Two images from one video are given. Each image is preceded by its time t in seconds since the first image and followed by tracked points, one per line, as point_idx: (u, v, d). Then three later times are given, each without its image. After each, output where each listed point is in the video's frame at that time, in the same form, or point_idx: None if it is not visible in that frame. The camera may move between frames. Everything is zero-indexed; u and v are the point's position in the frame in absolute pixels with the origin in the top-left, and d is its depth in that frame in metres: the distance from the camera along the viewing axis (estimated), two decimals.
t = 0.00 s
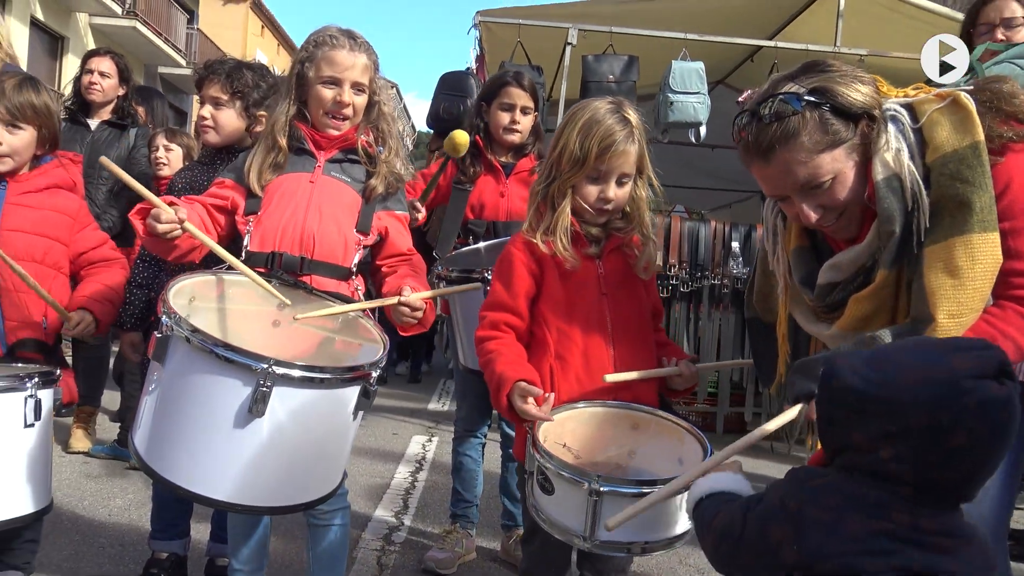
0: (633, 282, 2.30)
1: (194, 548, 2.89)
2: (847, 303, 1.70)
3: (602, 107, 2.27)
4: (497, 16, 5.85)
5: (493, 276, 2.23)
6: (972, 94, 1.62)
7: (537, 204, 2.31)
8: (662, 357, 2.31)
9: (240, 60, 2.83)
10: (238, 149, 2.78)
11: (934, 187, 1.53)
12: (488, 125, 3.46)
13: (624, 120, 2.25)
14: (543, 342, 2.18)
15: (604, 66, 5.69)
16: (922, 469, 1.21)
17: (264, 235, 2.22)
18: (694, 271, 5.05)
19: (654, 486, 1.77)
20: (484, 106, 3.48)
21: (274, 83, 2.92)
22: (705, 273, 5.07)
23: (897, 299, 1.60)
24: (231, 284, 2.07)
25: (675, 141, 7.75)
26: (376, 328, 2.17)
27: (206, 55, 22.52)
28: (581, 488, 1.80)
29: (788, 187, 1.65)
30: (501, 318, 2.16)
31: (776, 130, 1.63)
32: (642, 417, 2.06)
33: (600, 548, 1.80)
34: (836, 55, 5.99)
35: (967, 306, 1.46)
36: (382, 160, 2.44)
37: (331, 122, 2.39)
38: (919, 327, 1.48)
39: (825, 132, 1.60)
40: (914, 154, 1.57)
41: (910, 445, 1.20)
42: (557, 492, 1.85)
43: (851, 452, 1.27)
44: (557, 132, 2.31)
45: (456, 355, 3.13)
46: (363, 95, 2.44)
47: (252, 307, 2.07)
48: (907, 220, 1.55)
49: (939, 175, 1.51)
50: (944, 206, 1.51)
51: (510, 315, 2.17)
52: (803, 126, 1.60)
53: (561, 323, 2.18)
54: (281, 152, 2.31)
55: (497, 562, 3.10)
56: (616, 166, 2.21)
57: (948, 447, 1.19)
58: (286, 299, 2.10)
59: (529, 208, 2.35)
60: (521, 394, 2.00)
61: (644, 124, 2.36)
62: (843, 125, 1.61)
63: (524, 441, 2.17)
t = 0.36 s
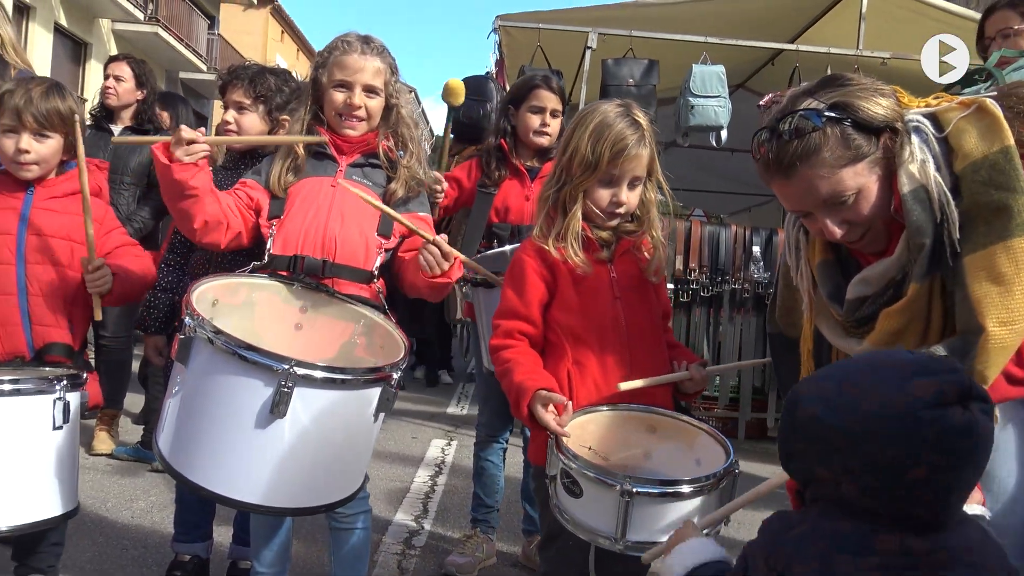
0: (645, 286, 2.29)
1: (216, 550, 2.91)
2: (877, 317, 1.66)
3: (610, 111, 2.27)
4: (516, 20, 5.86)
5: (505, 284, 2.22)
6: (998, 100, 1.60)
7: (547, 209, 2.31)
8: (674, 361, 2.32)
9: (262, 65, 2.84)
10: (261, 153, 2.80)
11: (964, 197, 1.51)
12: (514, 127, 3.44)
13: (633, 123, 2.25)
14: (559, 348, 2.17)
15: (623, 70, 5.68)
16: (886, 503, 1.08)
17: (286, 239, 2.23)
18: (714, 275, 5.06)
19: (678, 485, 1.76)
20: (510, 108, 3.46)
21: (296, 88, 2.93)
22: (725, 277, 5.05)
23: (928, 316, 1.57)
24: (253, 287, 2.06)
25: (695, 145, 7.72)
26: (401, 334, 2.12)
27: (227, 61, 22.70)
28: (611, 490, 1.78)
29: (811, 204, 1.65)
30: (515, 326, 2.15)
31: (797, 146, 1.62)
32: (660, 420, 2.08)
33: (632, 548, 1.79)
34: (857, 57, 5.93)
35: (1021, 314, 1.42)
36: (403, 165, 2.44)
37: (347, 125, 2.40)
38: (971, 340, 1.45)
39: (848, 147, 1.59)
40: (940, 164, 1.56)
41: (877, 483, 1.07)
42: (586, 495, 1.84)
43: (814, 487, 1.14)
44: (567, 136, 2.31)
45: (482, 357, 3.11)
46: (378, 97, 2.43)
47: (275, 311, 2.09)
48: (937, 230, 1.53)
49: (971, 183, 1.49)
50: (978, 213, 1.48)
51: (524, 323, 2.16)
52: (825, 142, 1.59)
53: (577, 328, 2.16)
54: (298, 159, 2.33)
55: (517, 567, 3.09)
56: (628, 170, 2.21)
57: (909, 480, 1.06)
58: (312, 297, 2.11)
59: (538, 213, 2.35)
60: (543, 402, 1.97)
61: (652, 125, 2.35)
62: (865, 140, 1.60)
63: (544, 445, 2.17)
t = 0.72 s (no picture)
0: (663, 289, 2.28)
1: (242, 550, 2.92)
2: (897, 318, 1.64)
3: (635, 115, 2.24)
4: (539, 23, 5.86)
5: (529, 285, 2.21)
6: None
7: (572, 215, 2.28)
8: (690, 363, 2.31)
9: (290, 68, 2.87)
10: (288, 157, 2.81)
11: (993, 199, 1.48)
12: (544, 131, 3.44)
13: (661, 126, 2.23)
14: (584, 351, 2.17)
15: (647, 73, 5.67)
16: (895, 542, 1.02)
17: (314, 242, 2.24)
18: (739, 279, 5.03)
19: (709, 485, 1.77)
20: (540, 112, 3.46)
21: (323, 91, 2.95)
22: (750, 281, 5.01)
23: (949, 322, 1.55)
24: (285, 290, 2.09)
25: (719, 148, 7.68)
26: (428, 335, 2.13)
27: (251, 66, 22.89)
28: (659, 490, 1.78)
29: (835, 203, 1.62)
30: (542, 329, 2.15)
31: (822, 147, 1.60)
32: (681, 420, 2.07)
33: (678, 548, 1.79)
34: (884, 59, 5.87)
35: None
36: (430, 169, 2.45)
37: (372, 130, 2.41)
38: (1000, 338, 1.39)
39: (874, 149, 1.57)
40: (969, 166, 1.53)
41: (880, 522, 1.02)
42: (626, 496, 1.84)
43: (816, 533, 1.08)
44: (590, 139, 2.29)
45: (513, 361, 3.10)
46: (404, 102, 2.44)
47: (304, 313, 2.09)
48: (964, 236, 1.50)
49: (1003, 183, 1.44)
50: (1012, 215, 1.43)
51: (551, 325, 2.16)
52: (851, 142, 1.57)
53: (603, 329, 2.16)
54: (324, 164, 2.34)
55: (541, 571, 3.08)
56: (659, 174, 2.19)
57: (910, 520, 1.01)
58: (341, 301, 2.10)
59: (559, 221, 2.31)
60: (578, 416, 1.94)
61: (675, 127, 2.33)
62: (893, 141, 1.58)
63: (570, 448, 2.13)
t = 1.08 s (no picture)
0: (694, 292, 2.28)
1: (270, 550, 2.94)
2: (936, 317, 1.64)
3: (664, 120, 2.22)
4: (564, 25, 5.85)
5: (558, 286, 2.21)
6: None
7: (601, 218, 2.25)
8: (723, 370, 2.29)
9: (319, 72, 2.89)
10: (316, 160, 2.82)
11: None
12: (573, 133, 3.42)
13: (689, 131, 2.20)
14: (613, 353, 2.17)
15: (672, 74, 5.64)
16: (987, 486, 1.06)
17: (342, 245, 2.25)
18: (765, 281, 4.98)
19: (743, 470, 1.78)
20: (569, 115, 3.44)
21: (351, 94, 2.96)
22: (776, 283, 4.97)
23: (990, 323, 1.53)
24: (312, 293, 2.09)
25: (744, 149, 7.64)
26: (455, 339, 2.14)
27: (275, 68, 23.06)
28: (689, 475, 1.79)
29: (870, 208, 1.60)
30: (570, 332, 2.15)
31: (854, 151, 1.57)
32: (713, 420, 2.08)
33: (711, 538, 1.78)
34: (913, 58, 5.79)
35: None
36: (457, 173, 2.45)
37: (401, 136, 2.40)
38: None
39: (908, 151, 1.54)
40: (1004, 164, 1.51)
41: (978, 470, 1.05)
42: (659, 487, 1.84)
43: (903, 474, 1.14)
44: (619, 146, 2.28)
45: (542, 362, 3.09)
46: (431, 105, 2.44)
47: (330, 316, 2.09)
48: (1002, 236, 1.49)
49: None
50: None
51: (579, 328, 2.15)
52: (884, 147, 1.54)
53: (632, 330, 2.15)
54: (353, 167, 2.35)
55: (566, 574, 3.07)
56: (687, 180, 2.16)
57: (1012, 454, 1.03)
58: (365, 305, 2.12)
59: (590, 225, 2.30)
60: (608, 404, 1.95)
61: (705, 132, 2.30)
62: (927, 143, 1.55)
63: (603, 448, 2.12)
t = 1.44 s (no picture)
0: (740, 294, 2.24)
1: (296, 551, 2.95)
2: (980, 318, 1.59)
3: (708, 122, 2.21)
4: (587, 26, 5.84)
5: (601, 286, 2.21)
6: None
7: (647, 219, 2.26)
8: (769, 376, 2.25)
9: (346, 76, 2.88)
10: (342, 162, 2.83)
11: None
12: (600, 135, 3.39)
13: (730, 134, 2.19)
14: (653, 353, 2.16)
15: (697, 74, 5.61)
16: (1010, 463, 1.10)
17: (369, 248, 2.25)
18: (792, 283, 4.93)
19: (772, 490, 1.73)
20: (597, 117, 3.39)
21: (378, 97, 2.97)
22: (802, 285, 4.92)
23: None
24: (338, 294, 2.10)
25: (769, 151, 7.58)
26: (481, 340, 2.12)
27: (299, 72, 23.21)
28: (712, 491, 1.77)
29: (920, 203, 1.57)
30: (612, 330, 2.15)
31: (907, 145, 1.55)
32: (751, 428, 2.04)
33: (732, 552, 1.76)
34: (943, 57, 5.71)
35: None
36: (483, 175, 2.45)
37: (424, 136, 2.39)
38: None
39: (962, 147, 1.52)
40: None
41: (989, 432, 1.10)
42: (684, 497, 1.84)
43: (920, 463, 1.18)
44: (663, 148, 2.27)
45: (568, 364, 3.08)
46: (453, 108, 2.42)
47: (357, 316, 2.10)
48: None
49: None
50: None
51: (622, 327, 2.15)
52: (938, 141, 1.52)
53: (672, 331, 2.14)
54: (379, 170, 2.37)
55: None
56: (725, 181, 2.15)
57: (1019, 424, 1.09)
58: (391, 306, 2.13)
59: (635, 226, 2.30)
60: (642, 411, 1.97)
61: (751, 137, 2.29)
62: (981, 139, 1.53)
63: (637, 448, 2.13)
